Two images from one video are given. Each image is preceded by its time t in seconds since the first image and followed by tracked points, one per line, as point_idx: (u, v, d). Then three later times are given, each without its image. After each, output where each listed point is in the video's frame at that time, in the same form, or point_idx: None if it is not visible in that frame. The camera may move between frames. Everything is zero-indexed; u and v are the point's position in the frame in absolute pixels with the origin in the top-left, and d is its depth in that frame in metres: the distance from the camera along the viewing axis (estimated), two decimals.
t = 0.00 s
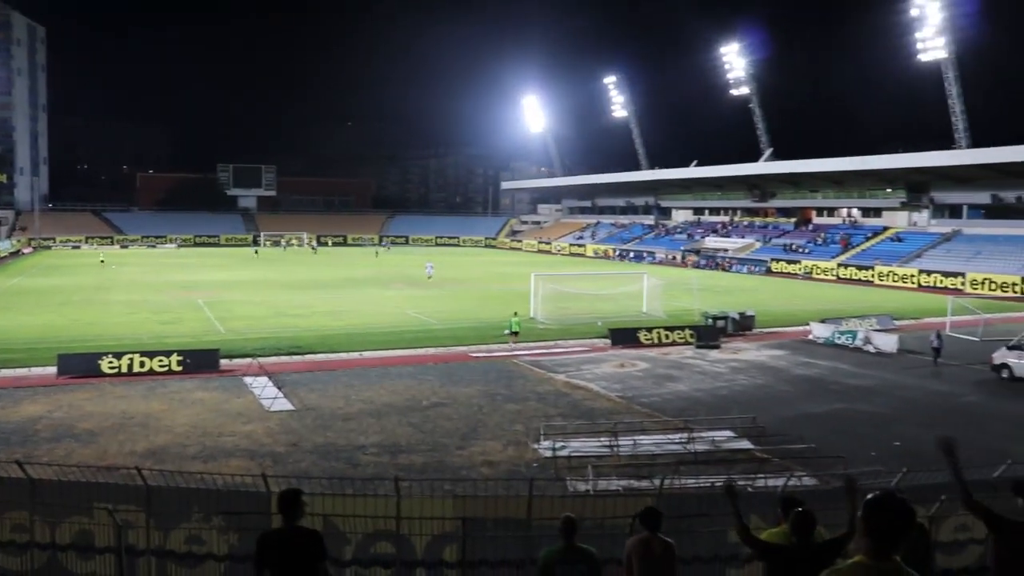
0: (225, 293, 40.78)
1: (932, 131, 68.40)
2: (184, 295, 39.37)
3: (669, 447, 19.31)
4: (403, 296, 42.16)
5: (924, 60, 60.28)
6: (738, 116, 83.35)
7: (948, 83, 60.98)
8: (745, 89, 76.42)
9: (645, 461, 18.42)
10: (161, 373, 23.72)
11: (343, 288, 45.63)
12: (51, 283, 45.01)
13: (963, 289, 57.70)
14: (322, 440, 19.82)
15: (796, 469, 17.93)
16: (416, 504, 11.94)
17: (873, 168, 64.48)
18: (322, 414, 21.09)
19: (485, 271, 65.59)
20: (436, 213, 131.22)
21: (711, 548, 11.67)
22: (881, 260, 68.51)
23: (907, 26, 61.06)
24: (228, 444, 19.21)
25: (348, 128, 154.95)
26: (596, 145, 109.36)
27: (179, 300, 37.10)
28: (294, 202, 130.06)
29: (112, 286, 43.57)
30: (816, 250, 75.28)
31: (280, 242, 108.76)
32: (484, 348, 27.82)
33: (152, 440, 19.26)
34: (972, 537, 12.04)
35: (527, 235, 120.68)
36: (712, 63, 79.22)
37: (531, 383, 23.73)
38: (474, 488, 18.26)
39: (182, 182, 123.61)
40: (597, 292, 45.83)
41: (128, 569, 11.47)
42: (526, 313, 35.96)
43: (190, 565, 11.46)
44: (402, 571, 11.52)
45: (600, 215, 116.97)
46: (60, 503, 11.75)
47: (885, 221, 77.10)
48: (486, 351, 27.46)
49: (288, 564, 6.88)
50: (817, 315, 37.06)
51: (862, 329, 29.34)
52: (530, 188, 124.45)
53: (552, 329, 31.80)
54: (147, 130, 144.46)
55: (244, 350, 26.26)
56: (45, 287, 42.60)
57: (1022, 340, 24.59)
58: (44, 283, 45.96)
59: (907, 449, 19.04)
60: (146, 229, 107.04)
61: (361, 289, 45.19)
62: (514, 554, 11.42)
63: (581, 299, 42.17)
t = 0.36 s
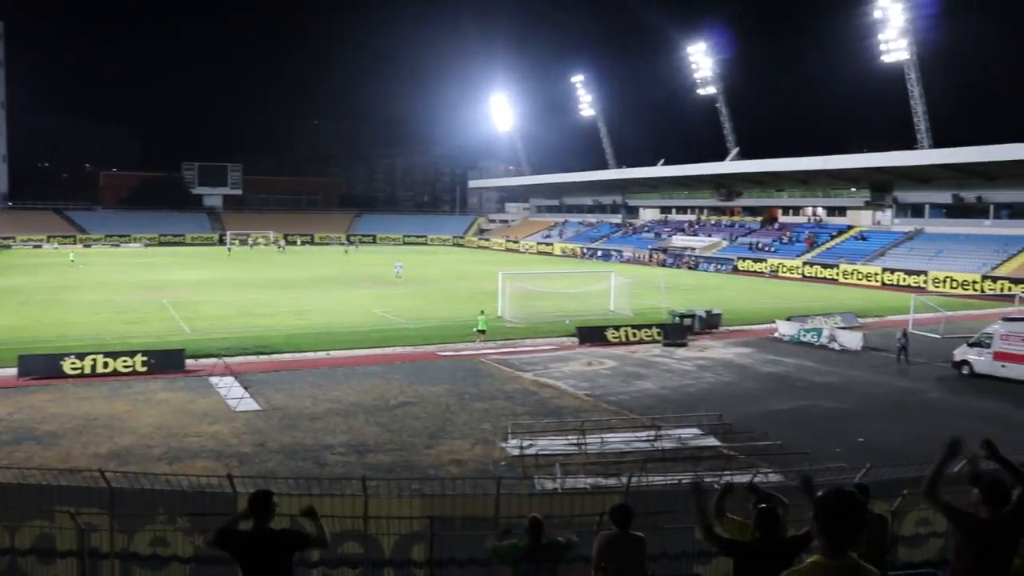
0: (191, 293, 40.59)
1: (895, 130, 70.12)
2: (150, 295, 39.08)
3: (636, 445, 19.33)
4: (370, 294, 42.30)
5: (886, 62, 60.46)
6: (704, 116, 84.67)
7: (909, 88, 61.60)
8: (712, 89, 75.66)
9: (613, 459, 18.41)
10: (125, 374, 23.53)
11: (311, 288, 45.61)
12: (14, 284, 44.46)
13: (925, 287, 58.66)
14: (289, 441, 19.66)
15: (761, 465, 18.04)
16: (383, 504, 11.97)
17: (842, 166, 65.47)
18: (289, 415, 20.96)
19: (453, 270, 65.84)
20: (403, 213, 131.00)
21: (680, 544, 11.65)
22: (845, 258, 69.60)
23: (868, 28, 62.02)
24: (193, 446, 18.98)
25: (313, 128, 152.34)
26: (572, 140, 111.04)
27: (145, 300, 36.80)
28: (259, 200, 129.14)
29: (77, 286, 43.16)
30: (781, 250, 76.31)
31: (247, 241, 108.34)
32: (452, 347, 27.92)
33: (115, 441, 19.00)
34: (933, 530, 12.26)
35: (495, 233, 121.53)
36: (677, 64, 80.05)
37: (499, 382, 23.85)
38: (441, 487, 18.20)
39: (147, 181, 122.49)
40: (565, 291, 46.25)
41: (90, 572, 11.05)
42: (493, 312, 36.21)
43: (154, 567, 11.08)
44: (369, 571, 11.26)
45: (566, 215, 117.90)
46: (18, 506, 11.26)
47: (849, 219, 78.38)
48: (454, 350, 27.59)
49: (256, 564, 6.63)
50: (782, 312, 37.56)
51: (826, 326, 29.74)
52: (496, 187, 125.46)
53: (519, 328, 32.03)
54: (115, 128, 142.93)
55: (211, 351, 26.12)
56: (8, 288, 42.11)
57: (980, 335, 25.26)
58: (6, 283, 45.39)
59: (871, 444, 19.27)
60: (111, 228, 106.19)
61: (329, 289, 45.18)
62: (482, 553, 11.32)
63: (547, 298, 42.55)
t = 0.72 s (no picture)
0: (158, 292, 40.27)
1: (861, 130, 70.86)
2: (115, 294, 38.73)
3: (605, 444, 19.33)
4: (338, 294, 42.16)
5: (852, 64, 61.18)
6: (674, 116, 85.64)
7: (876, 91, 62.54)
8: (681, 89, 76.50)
9: (582, 458, 18.39)
10: (90, 373, 23.31)
11: (281, 286, 45.47)
12: None
13: (890, 286, 59.65)
14: (257, 441, 19.51)
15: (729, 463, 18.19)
16: (352, 505, 11.83)
17: (811, 167, 66.26)
18: (257, 415, 20.83)
19: (424, 269, 65.97)
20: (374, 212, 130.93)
21: (646, 543, 11.84)
22: (812, 257, 70.47)
23: (837, 31, 62.64)
24: (159, 446, 18.74)
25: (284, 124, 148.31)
26: (545, 139, 111.26)
27: (111, 299, 36.49)
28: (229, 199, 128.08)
29: (42, 284, 42.71)
30: (750, 250, 77.08)
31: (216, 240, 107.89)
32: (422, 347, 27.91)
33: (78, 441, 18.73)
34: (897, 526, 12.44)
35: (465, 233, 122.04)
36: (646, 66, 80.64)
37: (469, 381, 23.86)
38: (410, 487, 18.10)
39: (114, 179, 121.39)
40: (535, 291, 46.49)
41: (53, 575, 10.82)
42: (463, 311, 36.30)
43: (118, 569, 10.84)
44: (338, 571, 11.20)
45: (536, 213, 118.46)
46: None
47: (817, 220, 79.26)
48: (423, 350, 27.58)
49: (238, 564, 6.68)
50: (750, 312, 37.89)
51: (794, 325, 30.04)
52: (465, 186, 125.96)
53: (489, 327, 32.13)
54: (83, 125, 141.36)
55: (178, 351, 25.92)
56: None
57: (945, 334, 25.62)
58: None
59: (837, 443, 19.43)
60: (76, 226, 105.33)
61: (299, 288, 45.06)
62: (451, 552, 11.27)
63: (516, 297, 42.78)
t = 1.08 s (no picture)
0: (133, 291, 40.07)
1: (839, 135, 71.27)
2: (89, 293, 38.40)
3: (581, 443, 19.34)
4: (315, 293, 42.04)
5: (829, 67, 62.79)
6: (651, 116, 86.18)
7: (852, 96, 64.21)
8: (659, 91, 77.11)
9: (558, 457, 18.40)
10: (62, 373, 23.10)
11: (257, 286, 45.28)
12: None
13: (865, 287, 60.07)
14: (232, 440, 19.39)
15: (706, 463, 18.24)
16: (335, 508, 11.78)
17: (788, 168, 66.85)
18: (232, 414, 20.71)
19: (402, 268, 65.91)
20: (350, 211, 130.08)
21: (623, 542, 11.90)
22: (788, 258, 70.98)
23: (813, 35, 63.71)
24: (132, 446, 18.56)
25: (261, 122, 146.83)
26: (523, 138, 111.39)
27: (85, 298, 36.21)
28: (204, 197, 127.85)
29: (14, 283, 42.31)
30: (726, 250, 77.49)
31: (191, 238, 107.51)
32: (399, 346, 27.90)
33: (50, 442, 18.53)
34: (870, 524, 12.61)
35: (442, 232, 122.14)
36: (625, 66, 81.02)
37: (445, 380, 23.89)
38: (386, 487, 18.03)
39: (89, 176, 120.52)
40: (512, 291, 46.60)
41: None
42: (440, 310, 36.34)
43: (92, 570, 10.69)
44: (314, 571, 11.19)
45: (514, 213, 118.53)
46: None
47: (793, 220, 79.25)
48: (399, 349, 27.59)
49: (228, 564, 6.65)
50: (727, 311, 38.12)
51: (770, 325, 30.25)
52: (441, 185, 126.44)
53: (466, 326, 32.19)
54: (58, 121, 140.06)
55: (153, 350, 25.75)
56: None
57: (918, 334, 25.91)
58: None
59: (812, 442, 19.57)
60: (49, 224, 104.45)
61: (275, 287, 44.92)
62: (428, 552, 11.29)
63: (493, 297, 42.87)
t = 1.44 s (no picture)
0: (98, 284, 39.68)
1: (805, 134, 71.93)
2: (52, 286, 37.96)
3: (549, 438, 19.35)
4: (283, 287, 41.80)
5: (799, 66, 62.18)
6: (621, 112, 86.49)
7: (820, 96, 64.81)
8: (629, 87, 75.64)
9: (526, 452, 18.38)
10: (24, 368, 22.82)
11: (225, 279, 44.98)
12: None
13: (831, 285, 60.78)
14: (199, 435, 19.23)
15: (673, 458, 18.29)
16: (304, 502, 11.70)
17: (758, 167, 67.43)
18: (199, 409, 20.57)
19: (371, 263, 65.76)
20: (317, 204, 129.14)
21: (590, 537, 11.96)
22: (756, 255, 71.69)
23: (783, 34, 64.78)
24: (96, 441, 18.34)
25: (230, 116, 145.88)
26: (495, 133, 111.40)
27: (48, 291, 35.77)
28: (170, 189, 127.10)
29: None
30: (695, 247, 77.97)
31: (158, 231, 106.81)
32: (368, 341, 27.89)
33: (12, 437, 18.27)
34: (834, 519, 12.74)
35: (412, 227, 122.05)
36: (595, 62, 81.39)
37: (414, 375, 23.90)
38: (354, 482, 17.94)
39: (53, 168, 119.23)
40: (480, 285, 46.65)
41: None
42: (408, 305, 36.32)
43: (53, 568, 10.59)
44: (280, 568, 11.12)
45: (484, 208, 118.55)
46: None
47: (761, 218, 79.79)
48: (367, 343, 27.57)
49: (197, 561, 6.70)
50: (696, 308, 38.43)
51: (737, 321, 30.51)
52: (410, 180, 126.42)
53: (435, 321, 32.22)
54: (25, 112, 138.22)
55: (118, 344, 25.51)
56: None
57: (883, 331, 26.25)
58: None
59: (778, 438, 19.74)
60: (13, 216, 103.23)
61: (244, 280, 44.67)
62: (395, 547, 11.24)
63: (462, 292, 42.89)
